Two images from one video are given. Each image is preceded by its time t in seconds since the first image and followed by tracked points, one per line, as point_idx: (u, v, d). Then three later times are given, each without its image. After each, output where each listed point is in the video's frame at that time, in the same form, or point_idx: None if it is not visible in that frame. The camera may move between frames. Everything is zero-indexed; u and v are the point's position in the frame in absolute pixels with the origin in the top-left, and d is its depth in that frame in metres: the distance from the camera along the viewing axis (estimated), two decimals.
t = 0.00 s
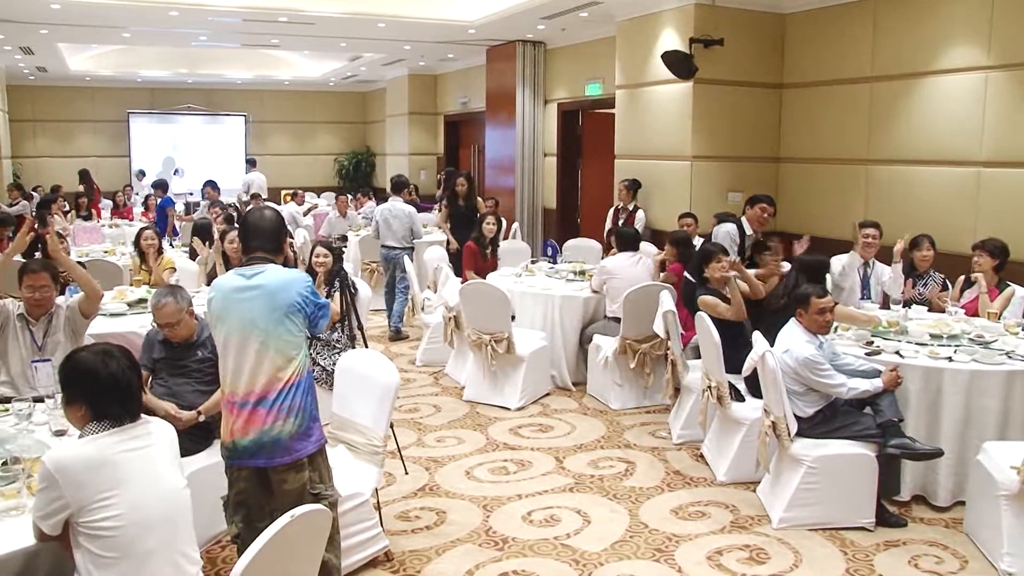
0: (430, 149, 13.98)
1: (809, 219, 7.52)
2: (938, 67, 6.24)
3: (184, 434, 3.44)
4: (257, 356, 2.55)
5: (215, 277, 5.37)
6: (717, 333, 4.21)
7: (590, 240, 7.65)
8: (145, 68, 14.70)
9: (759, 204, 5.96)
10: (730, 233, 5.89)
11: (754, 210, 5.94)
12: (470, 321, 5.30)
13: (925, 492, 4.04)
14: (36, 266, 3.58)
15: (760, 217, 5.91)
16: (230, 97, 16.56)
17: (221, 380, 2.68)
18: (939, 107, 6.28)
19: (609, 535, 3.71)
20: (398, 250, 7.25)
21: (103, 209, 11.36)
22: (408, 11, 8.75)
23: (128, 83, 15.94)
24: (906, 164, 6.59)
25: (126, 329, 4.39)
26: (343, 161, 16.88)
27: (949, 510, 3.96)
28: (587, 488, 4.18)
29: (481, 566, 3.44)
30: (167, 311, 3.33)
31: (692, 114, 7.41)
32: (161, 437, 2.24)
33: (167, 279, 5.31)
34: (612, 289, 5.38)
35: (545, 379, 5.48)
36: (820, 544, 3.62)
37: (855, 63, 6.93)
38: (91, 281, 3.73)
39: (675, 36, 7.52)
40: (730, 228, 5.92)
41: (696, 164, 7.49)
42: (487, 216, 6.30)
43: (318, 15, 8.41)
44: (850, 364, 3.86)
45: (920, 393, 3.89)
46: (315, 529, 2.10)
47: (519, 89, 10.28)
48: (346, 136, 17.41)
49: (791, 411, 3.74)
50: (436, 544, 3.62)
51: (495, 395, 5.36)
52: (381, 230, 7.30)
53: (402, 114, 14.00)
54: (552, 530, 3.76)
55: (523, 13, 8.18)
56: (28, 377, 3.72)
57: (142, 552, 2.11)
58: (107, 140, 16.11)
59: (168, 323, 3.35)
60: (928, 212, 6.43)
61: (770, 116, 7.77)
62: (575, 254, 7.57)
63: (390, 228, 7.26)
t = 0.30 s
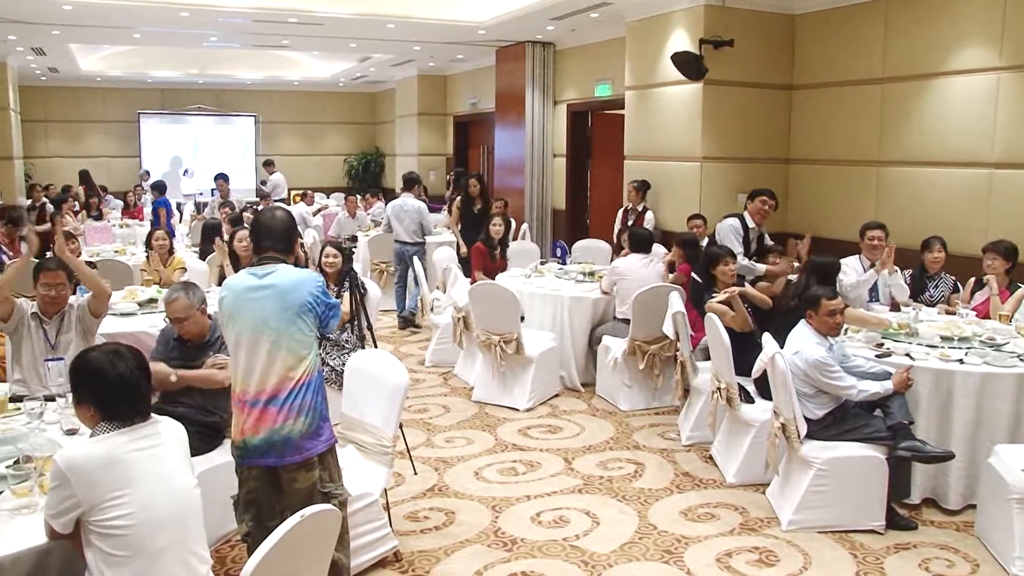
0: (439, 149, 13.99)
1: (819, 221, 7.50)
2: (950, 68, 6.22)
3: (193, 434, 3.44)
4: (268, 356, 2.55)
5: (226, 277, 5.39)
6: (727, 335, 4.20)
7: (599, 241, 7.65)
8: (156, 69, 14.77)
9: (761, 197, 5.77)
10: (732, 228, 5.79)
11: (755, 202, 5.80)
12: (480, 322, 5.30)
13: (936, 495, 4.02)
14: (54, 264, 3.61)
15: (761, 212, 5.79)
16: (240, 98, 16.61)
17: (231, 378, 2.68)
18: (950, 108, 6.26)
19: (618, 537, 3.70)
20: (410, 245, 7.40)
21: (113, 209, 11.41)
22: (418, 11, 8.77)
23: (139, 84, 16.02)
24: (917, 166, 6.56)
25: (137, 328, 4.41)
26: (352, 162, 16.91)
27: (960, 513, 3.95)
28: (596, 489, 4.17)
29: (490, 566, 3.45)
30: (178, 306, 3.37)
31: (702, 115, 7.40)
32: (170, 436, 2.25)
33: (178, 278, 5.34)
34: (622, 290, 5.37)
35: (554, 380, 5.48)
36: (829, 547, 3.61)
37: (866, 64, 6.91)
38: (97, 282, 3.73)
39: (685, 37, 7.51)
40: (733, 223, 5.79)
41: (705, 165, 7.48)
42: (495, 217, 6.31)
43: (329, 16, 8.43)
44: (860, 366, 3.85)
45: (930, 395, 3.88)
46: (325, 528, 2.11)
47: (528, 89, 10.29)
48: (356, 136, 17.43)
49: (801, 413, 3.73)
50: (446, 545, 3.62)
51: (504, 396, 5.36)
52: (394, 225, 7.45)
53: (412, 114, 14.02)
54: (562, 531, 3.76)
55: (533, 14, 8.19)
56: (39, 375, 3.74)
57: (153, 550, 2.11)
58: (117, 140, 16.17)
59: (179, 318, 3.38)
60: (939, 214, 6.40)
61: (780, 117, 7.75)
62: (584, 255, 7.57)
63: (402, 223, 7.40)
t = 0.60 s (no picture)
0: (449, 150, 14.00)
1: (829, 221, 7.49)
2: (961, 68, 6.20)
3: (203, 433, 3.45)
4: (280, 356, 2.56)
5: (236, 277, 5.41)
6: (737, 336, 4.20)
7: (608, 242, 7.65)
8: (166, 70, 14.83)
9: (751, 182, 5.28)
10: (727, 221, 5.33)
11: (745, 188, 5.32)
12: (490, 322, 5.30)
13: (947, 497, 4.00)
14: (64, 267, 3.63)
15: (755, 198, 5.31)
16: (250, 99, 16.67)
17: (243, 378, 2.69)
18: (962, 108, 6.23)
19: (628, 538, 3.70)
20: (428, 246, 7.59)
21: (124, 210, 11.45)
22: (427, 12, 8.78)
23: (150, 85, 16.09)
24: (927, 166, 6.54)
25: (148, 328, 4.43)
26: (362, 162, 16.95)
27: (971, 515, 3.93)
28: (606, 490, 4.17)
29: (500, 567, 3.45)
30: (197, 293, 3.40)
31: (712, 116, 7.39)
32: (179, 436, 2.25)
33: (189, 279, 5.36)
34: (632, 291, 5.37)
35: (564, 381, 5.48)
36: (840, 549, 3.59)
37: (877, 64, 6.88)
38: (116, 281, 3.76)
39: (695, 37, 7.50)
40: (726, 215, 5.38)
41: (715, 166, 7.47)
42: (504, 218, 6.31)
43: (339, 17, 8.46)
44: (871, 367, 3.83)
45: (941, 396, 3.86)
46: (335, 528, 2.11)
47: (537, 90, 10.29)
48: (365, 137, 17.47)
49: (812, 414, 3.72)
50: (455, 545, 3.63)
51: (514, 396, 5.36)
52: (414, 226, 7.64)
53: (421, 115, 14.03)
54: (571, 532, 3.76)
55: (542, 15, 8.19)
56: (51, 375, 3.77)
57: (162, 550, 2.11)
58: (127, 141, 16.23)
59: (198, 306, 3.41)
60: (950, 214, 6.38)
61: (790, 117, 7.73)
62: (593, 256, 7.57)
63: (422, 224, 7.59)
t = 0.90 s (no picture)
0: (457, 150, 14.01)
1: (837, 222, 7.47)
2: (972, 68, 6.17)
3: (212, 432, 3.46)
4: (289, 354, 2.56)
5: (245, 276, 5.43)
6: (745, 336, 4.19)
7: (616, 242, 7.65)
8: (175, 69, 14.87)
9: (719, 177, 5.15)
10: (713, 217, 5.01)
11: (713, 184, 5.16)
12: (498, 321, 5.31)
13: (956, 498, 3.99)
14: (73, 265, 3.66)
15: (727, 194, 5.15)
16: (259, 98, 16.71)
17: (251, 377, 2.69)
18: (972, 108, 6.21)
19: (635, 538, 3.70)
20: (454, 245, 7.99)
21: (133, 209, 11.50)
22: (436, 12, 8.78)
23: (159, 85, 16.15)
24: (937, 166, 6.52)
25: (157, 327, 4.44)
26: (371, 162, 16.97)
27: (981, 516, 3.92)
28: (614, 490, 4.17)
29: (508, 566, 3.45)
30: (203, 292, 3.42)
31: (721, 116, 7.38)
32: (186, 435, 2.25)
33: (198, 278, 5.37)
34: (639, 291, 5.37)
35: (572, 381, 5.48)
36: (849, 550, 3.59)
37: (887, 63, 6.86)
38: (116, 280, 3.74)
39: (704, 37, 7.49)
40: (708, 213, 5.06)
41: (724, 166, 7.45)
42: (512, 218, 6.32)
43: (348, 17, 8.47)
44: (880, 367, 3.82)
45: (951, 397, 3.85)
46: (344, 526, 2.12)
47: (546, 89, 10.28)
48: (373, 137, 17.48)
49: (820, 415, 3.71)
50: (463, 545, 3.63)
51: (522, 396, 5.37)
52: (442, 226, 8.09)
53: (430, 115, 14.04)
54: (579, 532, 3.76)
55: (551, 15, 8.19)
56: (62, 375, 3.79)
57: (172, 548, 2.12)
58: (136, 140, 16.29)
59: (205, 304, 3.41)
60: (959, 214, 6.36)
61: (799, 117, 7.71)
62: (601, 255, 7.57)
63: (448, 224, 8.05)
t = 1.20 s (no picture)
0: (466, 150, 14.03)
1: (847, 223, 7.45)
2: (983, 69, 6.15)
3: (221, 431, 3.47)
4: (297, 354, 2.57)
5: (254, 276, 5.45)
6: (755, 337, 4.18)
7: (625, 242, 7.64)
8: (185, 69, 14.90)
9: (713, 183, 5.20)
10: (711, 230, 5.05)
11: (710, 190, 5.20)
12: (507, 322, 5.31)
13: (966, 501, 3.97)
14: (77, 260, 3.67)
15: (721, 199, 5.21)
16: (268, 98, 16.75)
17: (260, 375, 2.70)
18: (983, 109, 6.19)
19: (644, 539, 3.69)
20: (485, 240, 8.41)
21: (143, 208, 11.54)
22: (446, 12, 8.79)
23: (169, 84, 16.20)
24: (948, 167, 6.49)
25: (166, 326, 4.46)
26: (379, 162, 16.99)
27: (991, 519, 3.90)
28: (622, 491, 4.17)
29: (516, 566, 3.45)
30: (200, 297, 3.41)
31: (730, 117, 7.37)
32: (196, 433, 2.26)
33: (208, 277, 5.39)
34: (648, 291, 5.36)
35: (580, 381, 5.48)
36: (858, 552, 3.58)
37: (898, 64, 6.83)
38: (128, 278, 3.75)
39: (713, 37, 7.49)
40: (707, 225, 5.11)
41: (734, 167, 7.44)
42: (522, 218, 6.33)
43: (358, 17, 8.48)
44: (890, 369, 3.81)
45: (961, 400, 3.84)
46: (354, 525, 2.12)
47: (555, 89, 10.29)
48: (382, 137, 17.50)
49: (829, 416, 3.71)
50: (471, 545, 3.63)
51: (530, 396, 5.37)
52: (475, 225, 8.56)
53: (439, 115, 14.06)
54: (587, 533, 3.76)
55: (561, 15, 8.19)
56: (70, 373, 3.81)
57: (182, 546, 2.12)
58: (147, 139, 16.34)
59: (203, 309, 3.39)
60: (970, 216, 6.33)
61: (809, 118, 7.69)
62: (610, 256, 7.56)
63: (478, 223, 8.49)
